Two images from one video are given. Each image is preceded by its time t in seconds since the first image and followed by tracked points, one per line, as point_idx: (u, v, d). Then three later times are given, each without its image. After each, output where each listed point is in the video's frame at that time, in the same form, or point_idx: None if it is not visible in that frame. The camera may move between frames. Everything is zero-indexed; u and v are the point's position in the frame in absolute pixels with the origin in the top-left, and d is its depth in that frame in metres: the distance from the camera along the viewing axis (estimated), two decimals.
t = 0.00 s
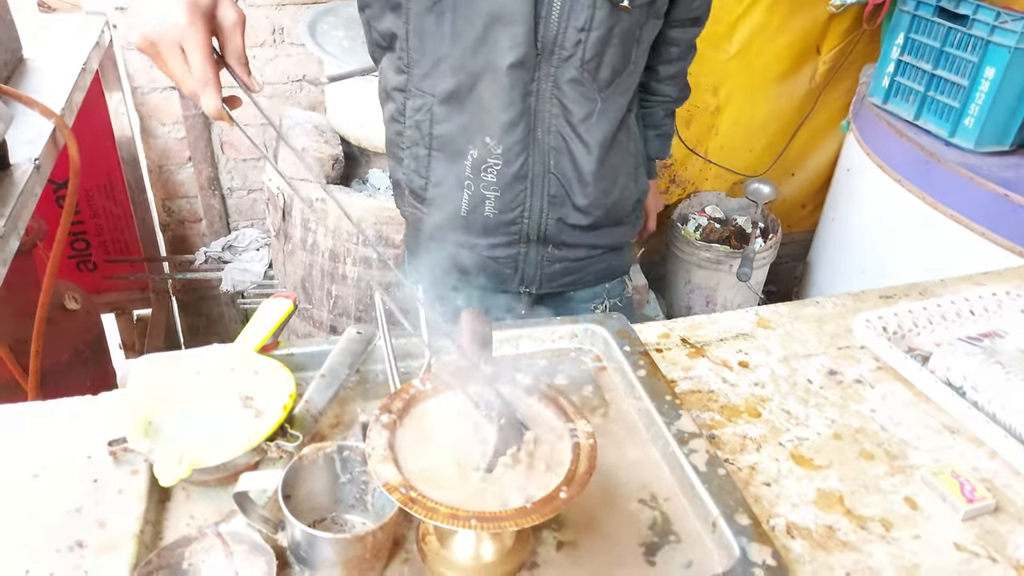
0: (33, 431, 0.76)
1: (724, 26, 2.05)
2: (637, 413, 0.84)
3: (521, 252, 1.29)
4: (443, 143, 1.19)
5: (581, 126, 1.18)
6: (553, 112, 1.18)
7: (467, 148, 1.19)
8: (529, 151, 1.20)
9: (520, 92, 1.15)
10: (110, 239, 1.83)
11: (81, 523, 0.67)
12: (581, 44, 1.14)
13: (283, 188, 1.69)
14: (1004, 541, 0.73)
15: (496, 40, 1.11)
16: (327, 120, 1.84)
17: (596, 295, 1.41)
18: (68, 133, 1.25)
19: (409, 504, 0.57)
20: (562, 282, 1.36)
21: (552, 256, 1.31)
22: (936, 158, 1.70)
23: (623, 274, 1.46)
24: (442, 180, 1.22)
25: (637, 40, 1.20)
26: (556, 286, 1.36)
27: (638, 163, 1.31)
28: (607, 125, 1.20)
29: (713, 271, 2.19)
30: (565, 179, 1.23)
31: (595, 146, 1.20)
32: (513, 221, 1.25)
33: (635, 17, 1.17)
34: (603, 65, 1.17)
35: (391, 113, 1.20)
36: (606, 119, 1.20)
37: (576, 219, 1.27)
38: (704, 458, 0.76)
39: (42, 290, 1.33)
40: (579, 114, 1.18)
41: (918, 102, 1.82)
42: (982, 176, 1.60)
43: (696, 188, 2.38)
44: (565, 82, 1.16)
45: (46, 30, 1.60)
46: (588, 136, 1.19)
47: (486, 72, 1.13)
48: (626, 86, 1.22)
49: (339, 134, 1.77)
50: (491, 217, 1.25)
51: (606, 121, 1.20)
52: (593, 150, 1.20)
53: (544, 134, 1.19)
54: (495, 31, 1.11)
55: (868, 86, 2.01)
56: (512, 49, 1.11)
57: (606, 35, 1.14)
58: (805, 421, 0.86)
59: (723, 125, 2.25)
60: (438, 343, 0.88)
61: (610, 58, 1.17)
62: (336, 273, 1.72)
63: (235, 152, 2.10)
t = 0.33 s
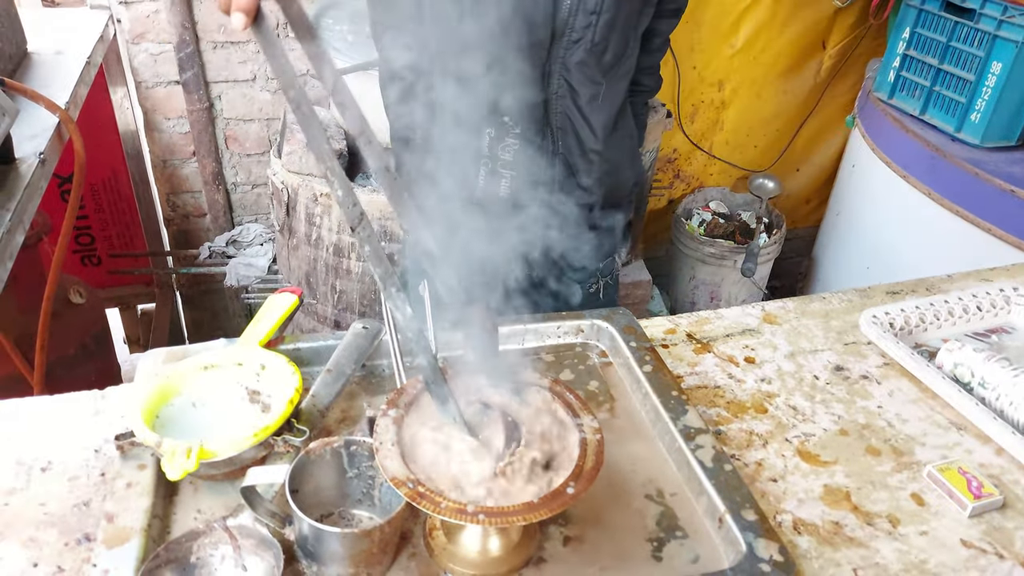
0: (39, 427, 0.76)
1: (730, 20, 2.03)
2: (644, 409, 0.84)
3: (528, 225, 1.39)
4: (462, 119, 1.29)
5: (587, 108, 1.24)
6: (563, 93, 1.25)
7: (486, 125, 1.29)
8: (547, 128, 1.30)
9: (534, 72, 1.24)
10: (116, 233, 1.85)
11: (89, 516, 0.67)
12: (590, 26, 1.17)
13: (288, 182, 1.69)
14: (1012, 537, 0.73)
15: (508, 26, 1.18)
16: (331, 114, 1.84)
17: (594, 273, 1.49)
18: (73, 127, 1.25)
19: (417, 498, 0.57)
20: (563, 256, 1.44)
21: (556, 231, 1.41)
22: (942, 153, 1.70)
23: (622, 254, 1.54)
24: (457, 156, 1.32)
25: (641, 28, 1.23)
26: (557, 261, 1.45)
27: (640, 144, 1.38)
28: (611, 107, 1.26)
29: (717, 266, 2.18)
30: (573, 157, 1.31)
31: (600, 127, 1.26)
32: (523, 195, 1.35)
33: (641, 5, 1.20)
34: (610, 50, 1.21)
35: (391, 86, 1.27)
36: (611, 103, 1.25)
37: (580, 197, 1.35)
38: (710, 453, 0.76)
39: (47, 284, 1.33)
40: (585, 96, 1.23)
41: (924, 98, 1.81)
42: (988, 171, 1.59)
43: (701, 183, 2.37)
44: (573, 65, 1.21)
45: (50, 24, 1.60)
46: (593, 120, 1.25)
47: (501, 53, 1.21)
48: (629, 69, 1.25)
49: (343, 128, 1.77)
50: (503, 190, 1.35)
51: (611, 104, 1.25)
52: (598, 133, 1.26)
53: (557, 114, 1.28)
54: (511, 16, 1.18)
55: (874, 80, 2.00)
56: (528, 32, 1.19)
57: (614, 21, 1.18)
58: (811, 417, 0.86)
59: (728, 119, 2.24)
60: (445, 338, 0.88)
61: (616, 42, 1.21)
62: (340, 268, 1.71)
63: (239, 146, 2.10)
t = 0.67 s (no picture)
0: (41, 422, 0.76)
1: (734, 14, 2.02)
2: (647, 404, 0.84)
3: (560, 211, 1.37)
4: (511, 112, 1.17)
5: (623, 93, 1.25)
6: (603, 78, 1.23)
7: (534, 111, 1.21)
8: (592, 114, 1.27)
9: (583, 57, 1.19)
10: (118, 229, 1.89)
11: (94, 511, 0.67)
12: (628, 12, 1.16)
13: (290, 177, 1.68)
14: (1016, 532, 0.73)
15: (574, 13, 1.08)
16: (333, 109, 1.83)
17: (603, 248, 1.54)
18: (76, 121, 1.25)
19: (421, 494, 0.57)
20: (582, 237, 1.46)
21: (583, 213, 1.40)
22: (946, 149, 1.69)
23: (622, 228, 1.61)
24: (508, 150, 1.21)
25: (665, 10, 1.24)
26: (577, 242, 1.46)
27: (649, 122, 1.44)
28: (637, 87, 1.29)
29: (719, 262, 2.18)
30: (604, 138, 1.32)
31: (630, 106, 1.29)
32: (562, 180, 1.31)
33: None
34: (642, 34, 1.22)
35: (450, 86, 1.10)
36: (637, 84, 1.29)
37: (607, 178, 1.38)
38: (714, 449, 0.76)
39: (50, 279, 1.33)
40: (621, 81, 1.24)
41: (927, 93, 1.81)
42: (992, 167, 1.58)
43: (704, 178, 2.37)
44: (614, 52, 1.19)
45: (53, 19, 1.60)
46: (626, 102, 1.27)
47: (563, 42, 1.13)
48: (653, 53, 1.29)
49: (345, 123, 1.77)
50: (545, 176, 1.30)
51: (637, 84, 1.29)
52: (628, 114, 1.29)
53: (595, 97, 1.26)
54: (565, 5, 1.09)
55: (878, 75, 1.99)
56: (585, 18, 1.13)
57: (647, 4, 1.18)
58: (815, 412, 0.86)
59: (731, 114, 2.23)
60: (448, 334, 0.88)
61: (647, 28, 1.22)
62: (342, 263, 1.71)
63: (241, 141, 2.10)
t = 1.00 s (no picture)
0: (42, 417, 0.76)
1: (735, 10, 2.02)
2: (647, 399, 0.84)
3: (575, 195, 1.40)
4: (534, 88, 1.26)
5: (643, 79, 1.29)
6: (625, 64, 1.26)
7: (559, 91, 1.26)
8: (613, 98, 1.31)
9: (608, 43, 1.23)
10: (119, 224, 1.90)
11: (96, 505, 0.67)
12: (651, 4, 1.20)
13: (291, 173, 1.68)
14: (1015, 526, 0.73)
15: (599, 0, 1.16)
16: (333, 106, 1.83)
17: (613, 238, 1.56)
18: (76, 117, 1.24)
19: (422, 487, 0.57)
20: (596, 222, 1.49)
21: (599, 200, 1.43)
22: (946, 144, 1.69)
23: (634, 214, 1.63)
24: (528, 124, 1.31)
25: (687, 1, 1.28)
26: (590, 227, 1.49)
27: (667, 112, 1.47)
28: (657, 76, 1.32)
29: (720, 258, 2.18)
30: (623, 125, 1.34)
31: (650, 95, 1.32)
32: (581, 163, 1.35)
33: None
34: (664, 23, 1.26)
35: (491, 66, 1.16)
36: (657, 71, 1.32)
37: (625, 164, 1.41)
38: (714, 443, 0.76)
39: (51, 275, 1.33)
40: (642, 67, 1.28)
41: (928, 89, 1.80)
42: (993, 162, 1.58)
43: (704, 174, 2.37)
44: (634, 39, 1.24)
45: (53, 14, 1.60)
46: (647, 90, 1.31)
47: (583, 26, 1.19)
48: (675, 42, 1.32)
49: (346, 119, 1.77)
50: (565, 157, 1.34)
51: (658, 73, 1.32)
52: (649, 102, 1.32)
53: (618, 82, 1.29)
54: None
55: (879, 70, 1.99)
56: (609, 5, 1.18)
57: None
58: (815, 407, 0.86)
59: (731, 110, 2.23)
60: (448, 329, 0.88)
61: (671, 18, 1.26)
62: (343, 259, 1.71)
63: (241, 137, 2.10)
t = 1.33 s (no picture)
0: (44, 412, 0.76)
1: (737, 7, 2.02)
2: (647, 395, 0.85)
3: (589, 187, 1.42)
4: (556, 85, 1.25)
5: (656, 73, 1.30)
6: (639, 57, 1.29)
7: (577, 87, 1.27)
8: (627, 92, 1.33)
9: (623, 37, 1.25)
10: (120, 221, 1.91)
11: (96, 500, 0.68)
12: None
13: (291, 170, 1.68)
14: (1014, 522, 0.73)
15: None
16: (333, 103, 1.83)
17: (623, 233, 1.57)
18: (77, 114, 1.24)
19: (422, 482, 0.57)
20: (607, 213, 1.51)
21: (611, 193, 1.45)
22: (947, 141, 1.69)
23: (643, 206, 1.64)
24: (548, 121, 1.30)
25: None
26: (602, 219, 1.51)
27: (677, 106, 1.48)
28: (670, 69, 1.34)
29: (720, 255, 2.18)
30: (635, 118, 1.37)
31: (664, 88, 1.34)
32: (596, 156, 1.37)
33: None
34: (676, 19, 1.28)
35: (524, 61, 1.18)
36: (669, 66, 1.33)
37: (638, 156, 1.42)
38: (713, 439, 0.76)
39: (52, 272, 1.33)
40: (655, 61, 1.29)
41: (929, 86, 1.80)
42: (993, 158, 1.58)
43: (704, 171, 2.37)
44: (647, 33, 1.26)
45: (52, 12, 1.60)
46: (660, 83, 1.32)
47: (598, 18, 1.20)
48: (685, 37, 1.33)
49: (346, 117, 1.77)
50: (582, 151, 1.36)
51: (671, 66, 1.33)
52: (663, 95, 1.34)
53: (632, 76, 1.32)
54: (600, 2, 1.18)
55: (880, 67, 1.99)
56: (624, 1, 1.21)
57: None
58: (815, 403, 0.86)
59: (732, 107, 2.23)
60: (448, 325, 0.88)
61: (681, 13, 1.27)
62: (343, 256, 1.71)
63: (242, 135, 2.10)
